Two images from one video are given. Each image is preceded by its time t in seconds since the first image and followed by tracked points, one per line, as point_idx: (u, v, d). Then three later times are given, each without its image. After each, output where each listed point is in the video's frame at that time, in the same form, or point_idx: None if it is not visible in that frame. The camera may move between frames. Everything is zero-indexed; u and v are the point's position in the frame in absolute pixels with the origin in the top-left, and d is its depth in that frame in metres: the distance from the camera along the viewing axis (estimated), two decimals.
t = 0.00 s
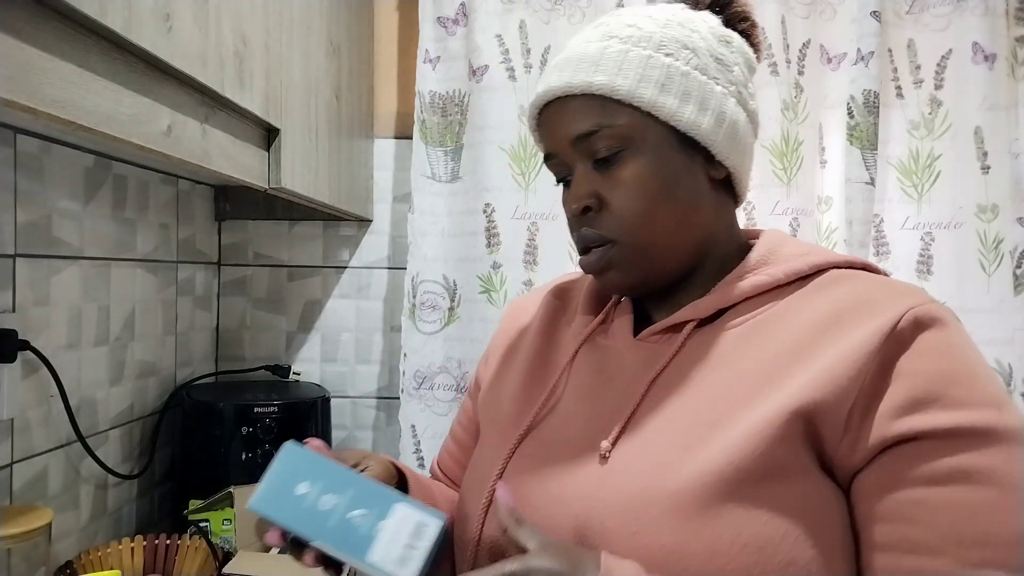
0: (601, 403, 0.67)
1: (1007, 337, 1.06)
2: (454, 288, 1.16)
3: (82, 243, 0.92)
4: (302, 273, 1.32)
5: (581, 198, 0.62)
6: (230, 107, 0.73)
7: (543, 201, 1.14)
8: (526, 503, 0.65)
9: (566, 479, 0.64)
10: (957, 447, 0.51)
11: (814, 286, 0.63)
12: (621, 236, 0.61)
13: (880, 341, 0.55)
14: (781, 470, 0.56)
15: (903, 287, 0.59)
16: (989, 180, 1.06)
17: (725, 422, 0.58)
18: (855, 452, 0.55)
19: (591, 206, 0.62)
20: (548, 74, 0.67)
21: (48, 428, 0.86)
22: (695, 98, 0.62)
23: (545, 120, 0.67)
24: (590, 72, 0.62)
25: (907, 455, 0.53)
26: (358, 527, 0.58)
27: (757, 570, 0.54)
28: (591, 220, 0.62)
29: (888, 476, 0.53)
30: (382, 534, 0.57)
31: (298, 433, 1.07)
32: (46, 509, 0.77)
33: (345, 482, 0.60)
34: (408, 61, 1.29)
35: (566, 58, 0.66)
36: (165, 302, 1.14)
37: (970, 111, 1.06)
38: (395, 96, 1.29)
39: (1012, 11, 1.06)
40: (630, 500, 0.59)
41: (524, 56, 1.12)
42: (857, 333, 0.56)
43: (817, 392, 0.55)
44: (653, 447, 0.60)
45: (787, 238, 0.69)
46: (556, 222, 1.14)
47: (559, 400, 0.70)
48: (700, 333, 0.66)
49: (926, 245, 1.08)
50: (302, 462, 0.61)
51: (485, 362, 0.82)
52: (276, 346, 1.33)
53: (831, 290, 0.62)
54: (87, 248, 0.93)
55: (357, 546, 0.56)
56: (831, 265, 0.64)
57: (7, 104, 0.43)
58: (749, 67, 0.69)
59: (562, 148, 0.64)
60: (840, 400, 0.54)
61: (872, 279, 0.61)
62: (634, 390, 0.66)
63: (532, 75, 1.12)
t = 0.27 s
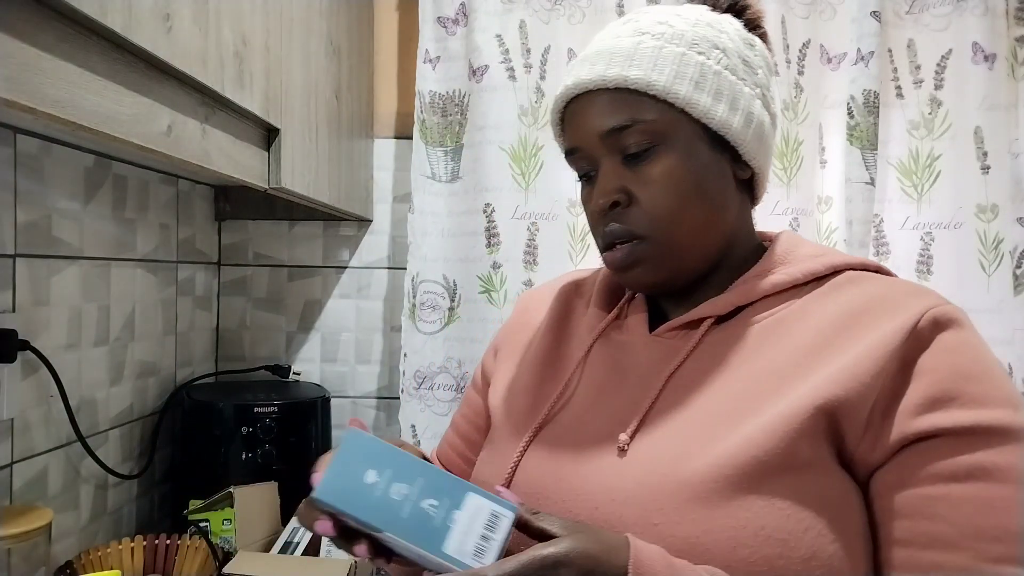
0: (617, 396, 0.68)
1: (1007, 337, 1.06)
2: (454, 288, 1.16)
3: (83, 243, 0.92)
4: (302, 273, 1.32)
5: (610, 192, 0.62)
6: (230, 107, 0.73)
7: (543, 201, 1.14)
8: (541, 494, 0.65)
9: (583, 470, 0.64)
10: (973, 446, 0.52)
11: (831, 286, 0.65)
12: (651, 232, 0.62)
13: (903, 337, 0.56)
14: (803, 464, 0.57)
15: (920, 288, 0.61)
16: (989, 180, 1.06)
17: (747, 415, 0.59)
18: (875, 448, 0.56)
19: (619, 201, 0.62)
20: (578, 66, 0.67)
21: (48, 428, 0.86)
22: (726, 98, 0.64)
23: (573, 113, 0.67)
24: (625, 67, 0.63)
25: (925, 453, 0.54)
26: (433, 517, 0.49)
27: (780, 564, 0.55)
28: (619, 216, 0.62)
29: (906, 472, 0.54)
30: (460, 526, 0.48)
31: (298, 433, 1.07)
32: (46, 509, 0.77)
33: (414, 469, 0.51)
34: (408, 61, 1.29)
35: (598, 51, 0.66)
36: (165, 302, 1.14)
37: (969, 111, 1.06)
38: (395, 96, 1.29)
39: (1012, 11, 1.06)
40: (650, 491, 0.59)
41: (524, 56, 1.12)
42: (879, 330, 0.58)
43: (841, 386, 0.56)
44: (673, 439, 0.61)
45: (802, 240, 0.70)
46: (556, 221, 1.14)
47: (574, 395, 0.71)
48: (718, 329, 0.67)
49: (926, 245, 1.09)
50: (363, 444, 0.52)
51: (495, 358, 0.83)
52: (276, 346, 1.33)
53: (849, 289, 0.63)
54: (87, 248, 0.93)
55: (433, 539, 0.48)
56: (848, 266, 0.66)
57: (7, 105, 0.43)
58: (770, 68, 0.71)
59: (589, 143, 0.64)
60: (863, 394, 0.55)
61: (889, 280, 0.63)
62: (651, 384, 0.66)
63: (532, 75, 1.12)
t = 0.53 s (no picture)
0: (628, 395, 0.68)
1: (1008, 337, 1.06)
2: (454, 288, 1.16)
3: (82, 243, 0.92)
4: (302, 273, 1.32)
5: (624, 191, 0.62)
6: (230, 107, 0.73)
7: (543, 201, 1.14)
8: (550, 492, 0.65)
9: (594, 468, 0.64)
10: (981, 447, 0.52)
11: (843, 288, 0.65)
12: (668, 232, 0.62)
13: (917, 339, 0.56)
14: (815, 465, 0.57)
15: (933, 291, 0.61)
16: (988, 180, 1.06)
17: (760, 415, 0.59)
18: (888, 449, 0.56)
19: (634, 200, 0.62)
20: (598, 62, 0.67)
21: (48, 428, 0.86)
22: (744, 99, 0.64)
23: (591, 109, 0.67)
24: (646, 65, 0.62)
25: (938, 455, 0.54)
26: (458, 506, 0.49)
27: (792, 563, 0.55)
28: (635, 214, 0.62)
29: (918, 473, 0.54)
30: (485, 515, 0.48)
31: (298, 433, 1.07)
32: (45, 509, 0.77)
33: (442, 455, 0.51)
34: (408, 61, 1.29)
35: (618, 48, 0.65)
36: (165, 302, 1.14)
37: (969, 111, 1.06)
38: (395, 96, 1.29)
39: (1012, 11, 1.06)
40: (663, 490, 0.59)
41: (524, 56, 1.12)
42: (893, 331, 0.58)
43: (856, 387, 0.56)
44: (685, 438, 0.61)
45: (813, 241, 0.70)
46: (556, 222, 1.14)
47: (585, 392, 0.71)
48: (730, 329, 0.67)
49: (926, 245, 1.09)
50: (393, 428, 0.52)
51: (500, 356, 0.83)
52: (276, 346, 1.33)
53: (862, 291, 0.63)
54: (87, 248, 0.93)
55: (459, 527, 0.48)
56: (860, 270, 0.66)
57: (7, 104, 0.43)
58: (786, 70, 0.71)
59: (606, 140, 0.64)
60: (878, 395, 0.55)
61: (900, 283, 0.63)
62: (663, 383, 0.66)
63: (532, 75, 1.12)
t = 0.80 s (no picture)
0: (632, 395, 0.68)
1: (1008, 337, 1.06)
2: (454, 288, 1.16)
3: (82, 243, 0.92)
4: (302, 273, 1.32)
5: (625, 193, 0.62)
6: (230, 107, 0.73)
7: (543, 201, 1.14)
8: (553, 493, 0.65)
9: (598, 468, 0.64)
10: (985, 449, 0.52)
11: (847, 289, 0.65)
12: (669, 233, 0.62)
13: (922, 341, 0.56)
14: (819, 467, 0.57)
15: (937, 293, 0.61)
16: (989, 180, 1.06)
17: (765, 415, 0.59)
18: (893, 451, 0.56)
19: (635, 201, 0.62)
20: (596, 64, 0.67)
21: (48, 428, 0.86)
22: (743, 99, 0.64)
23: (591, 111, 0.67)
24: (643, 66, 0.62)
25: (942, 456, 0.54)
26: (469, 500, 0.49)
27: (797, 564, 0.55)
28: (636, 215, 0.63)
29: (922, 474, 0.55)
30: (496, 509, 0.48)
31: (299, 433, 1.08)
32: (45, 509, 0.77)
33: (453, 449, 0.51)
34: (408, 60, 1.29)
35: (616, 50, 0.66)
36: (165, 302, 1.14)
37: (969, 111, 1.06)
38: (395, 96, 1.29)
39: (1012, 11, 1.06)
40: (667, 490, 0.59)
41: (524, 56, 1.12)
42: (898, 333, 0.58)
43: (861, 388, 0.56)
44: (690, 439, 0.61)
45: (816, 242, 0.70)
46: (556, 222, 1.14)
47: (588, 392, 0.71)
48: (734, 330, 0.67)
49: (926, 245, 1.09)
50: (405, 421, 0.52)
51: (502, 356, 0.83)
52: (276, 346, 1.33)
53: (866, 292, 0.63)
54: (86, 248, 0.93)
55: (470, 521, 0.48)
56: (864, 271, 0.66)
57: (7, 104, 0.43)
58: (787, 69, 0.71)
59: (606, 141, 0.64)
60: (884, 397, 0.55)
61: (904, 285, 0.63)
62: (667, 383, 0.66)
63: (532, 75, 1.12)
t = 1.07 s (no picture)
0: (630, 395, 0.68)
1: (1008, 337, 1.06)
2: (454, 288, 1.16)
3: (82, 243, 0.92)
4: (302, 273, 1.31)
5: (623, 194, 0.62)
6: (230, 107, 0.73)
7: (544, 201, 1.14)
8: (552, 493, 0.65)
9: (597, 469, 0.64)
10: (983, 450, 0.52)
11: (846, 289, 0.65)
12: (667, 233, 0.62)
13: (920, 342, 0.56)
14: (818, 468, 0.57)
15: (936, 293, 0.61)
16: (989, 180, 1.06)
17: (763, 416, 0.59)
18: (891, 451, 0.56)
19: (633, 202, 0.62)
20: (595, 64, 0.67)
21: (48, 428, 0.86)
22: (742, 100, 0.64)
23: (589, 112, 0.67)
24: (642, 67, 0.62)
25: (940, 458, 0.54)
26: (467, 499, 0.49)
27: (796, 564, 0.55)
28: (634, 217, 0.63)
29: (921, 475, 0.55)
30: (495, 508, 0.48)
31: (298, 433, 1.07)
32: (45, 509, 0.77)
33: (452, 448, 0.51)
34: (408, 60, 1.29)
35: (615, 50, 0.66)
36: (165, 302, 1.14)
37: (969, 111, 1.06)
38: (395, 96, 1.29)
39: (1012, 11, 1.06)
40: (665, 490, 0.59)
41: (524, 56, 1.12)
42: (896, 333, 0.58)
43: (860, 389, 0.56)
44: (688, 439, 0.61)
45: (815, 242, 0.70)
46: (556, 222, 1.14)
47: (587, 392, 0.71)
48: (732, 330, 0.67)
49: (926, 245, 1.09)
50: (404, 420, 0.52)
51: (502, 356, 0.83)
52: (276, 346, 1.33)
53: (864, 292, 0.63)
54: (86, 248, 0.93)
55: (468, 521, 0.48)
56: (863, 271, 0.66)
57: (7, 104, 0.43)
58: (786, 68, 0.71)
59: (604, 142, 0.64)
60: (882, 397, 0.55)
61: (903, 285, 0.63)
62: (665, 383, 0.66)
63: (532, 75, 1.12)
